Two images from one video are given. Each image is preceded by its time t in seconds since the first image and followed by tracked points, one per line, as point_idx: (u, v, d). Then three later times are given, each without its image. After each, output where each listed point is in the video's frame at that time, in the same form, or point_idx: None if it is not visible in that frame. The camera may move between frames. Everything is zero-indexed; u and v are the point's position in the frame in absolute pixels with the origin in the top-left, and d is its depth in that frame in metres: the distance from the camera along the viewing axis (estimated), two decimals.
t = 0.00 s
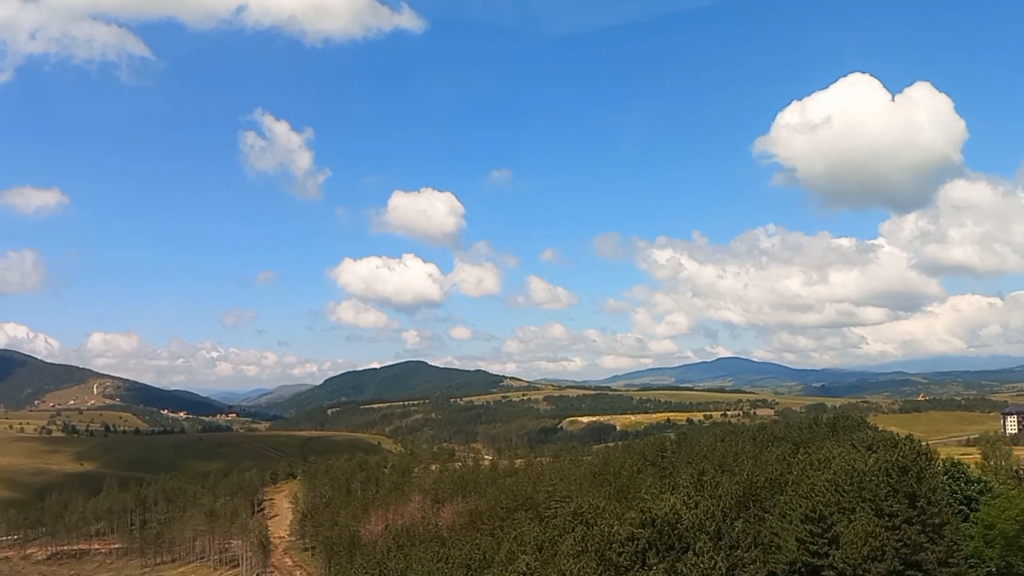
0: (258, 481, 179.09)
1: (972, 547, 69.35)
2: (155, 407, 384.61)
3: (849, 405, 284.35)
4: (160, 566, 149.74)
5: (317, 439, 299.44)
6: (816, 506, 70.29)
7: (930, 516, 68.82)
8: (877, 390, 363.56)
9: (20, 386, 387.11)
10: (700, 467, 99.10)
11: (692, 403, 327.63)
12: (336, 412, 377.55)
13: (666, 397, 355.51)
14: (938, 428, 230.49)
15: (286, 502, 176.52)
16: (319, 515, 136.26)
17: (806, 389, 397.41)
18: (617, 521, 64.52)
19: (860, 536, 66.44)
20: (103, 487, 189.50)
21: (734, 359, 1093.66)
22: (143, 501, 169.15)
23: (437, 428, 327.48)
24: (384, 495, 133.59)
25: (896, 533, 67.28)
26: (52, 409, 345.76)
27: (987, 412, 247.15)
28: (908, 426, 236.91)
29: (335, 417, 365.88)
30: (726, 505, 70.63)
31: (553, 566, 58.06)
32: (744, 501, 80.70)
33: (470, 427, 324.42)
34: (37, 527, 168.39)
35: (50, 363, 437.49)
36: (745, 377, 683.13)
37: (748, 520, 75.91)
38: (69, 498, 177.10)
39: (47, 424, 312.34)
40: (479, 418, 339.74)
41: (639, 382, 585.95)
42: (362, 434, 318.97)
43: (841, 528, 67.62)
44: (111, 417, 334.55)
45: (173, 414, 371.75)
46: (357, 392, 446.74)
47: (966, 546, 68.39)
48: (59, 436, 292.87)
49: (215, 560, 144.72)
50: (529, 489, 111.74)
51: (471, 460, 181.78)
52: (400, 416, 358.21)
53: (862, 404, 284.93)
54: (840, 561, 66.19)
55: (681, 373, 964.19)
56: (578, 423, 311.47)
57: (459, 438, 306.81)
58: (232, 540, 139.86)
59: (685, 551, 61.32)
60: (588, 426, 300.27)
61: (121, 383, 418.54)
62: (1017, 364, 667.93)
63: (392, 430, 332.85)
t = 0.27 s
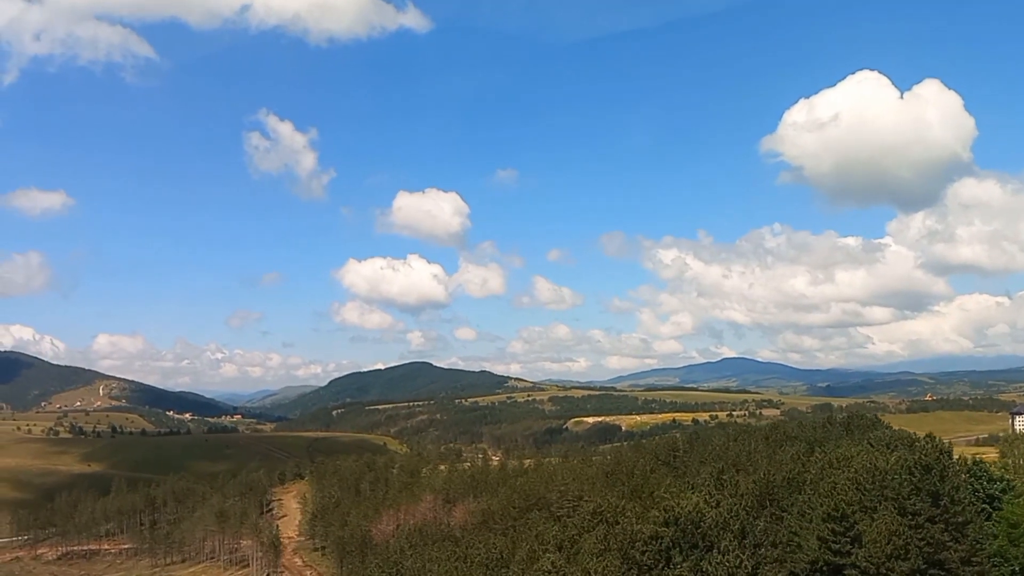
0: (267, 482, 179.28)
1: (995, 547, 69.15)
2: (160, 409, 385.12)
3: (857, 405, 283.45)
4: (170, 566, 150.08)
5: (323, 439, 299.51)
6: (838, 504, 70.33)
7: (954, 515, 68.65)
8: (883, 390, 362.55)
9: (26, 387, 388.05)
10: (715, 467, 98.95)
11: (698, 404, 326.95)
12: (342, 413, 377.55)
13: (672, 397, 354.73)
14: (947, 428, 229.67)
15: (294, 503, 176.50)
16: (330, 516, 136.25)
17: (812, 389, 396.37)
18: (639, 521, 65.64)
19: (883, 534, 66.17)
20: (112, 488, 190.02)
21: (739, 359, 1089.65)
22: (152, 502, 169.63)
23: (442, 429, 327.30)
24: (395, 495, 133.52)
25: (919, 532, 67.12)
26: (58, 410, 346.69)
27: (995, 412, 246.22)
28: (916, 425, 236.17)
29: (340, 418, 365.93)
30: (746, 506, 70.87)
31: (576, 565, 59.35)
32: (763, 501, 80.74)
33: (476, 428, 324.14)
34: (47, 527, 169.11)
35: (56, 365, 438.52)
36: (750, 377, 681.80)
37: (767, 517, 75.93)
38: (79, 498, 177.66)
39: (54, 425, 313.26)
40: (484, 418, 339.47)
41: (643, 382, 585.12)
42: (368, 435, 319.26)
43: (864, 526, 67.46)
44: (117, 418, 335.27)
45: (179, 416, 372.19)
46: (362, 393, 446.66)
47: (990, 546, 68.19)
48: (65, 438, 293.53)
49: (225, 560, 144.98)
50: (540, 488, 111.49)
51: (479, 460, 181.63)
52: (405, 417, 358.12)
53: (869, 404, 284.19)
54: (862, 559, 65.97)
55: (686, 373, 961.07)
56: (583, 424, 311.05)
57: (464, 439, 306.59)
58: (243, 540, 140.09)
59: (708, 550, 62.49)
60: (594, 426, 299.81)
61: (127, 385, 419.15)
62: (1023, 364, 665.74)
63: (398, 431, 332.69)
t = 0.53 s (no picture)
0: (277, 482, 178.52)
1: None
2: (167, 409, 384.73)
3: (868, 404, 281.26)
4: (182, 567, 149.56)
5: (330, 440, 298.59)
6: (865, 503, 68.89)
7: (985, 513, 67.16)
8: (894, 389, 360.15)
9: (33, 388, 387.96)
10: (734, 465, 97.24)
11: (707, 403, 325.02)
12: (348, 413, 376.60)
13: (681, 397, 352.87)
14: (961, 427, 227.47)
15: (304, 503, 175.49)
16: (342, 516, 135.04)
17: (821, 389, 394.04)
18: (667, 519, 63.67)
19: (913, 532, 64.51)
20: (121, 488, 189.58)
21: (747, 359, 1084.88)
22: (162, 502, 169.61)
23: (450, 429, 326.04)
24: (409, 495, 132.39)
25: (949, 530, 65.63)
26: (65, 411, 346.73)
27: (1009, 412, 243.93)
28: (929, 425, 234.13)
29: (347, 418, 365.02)
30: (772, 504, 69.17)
31: (604, 565, 57.31)
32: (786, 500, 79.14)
33: (483, 428, 322.78)
34: (58, 528, 168.70)
35: (63, 366, 438.61)
36: (757, 377, 679.27)
37: (791, 517, 74.29)
38: (89, 500, 177.27)
39: (61, 426, 313.37)
40: (492, 419, 338.10)
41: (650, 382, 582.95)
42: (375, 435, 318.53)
43: (893, 524, 65.87)
44: (124, 419, 335.10)
45: (186, 416, 371.67)
46: (368, 393, 445.47)
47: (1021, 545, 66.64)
48: (73, 439, 293.22)
49: (238, 560, 144.47)
50: (556, 488, 109.71)
51: (491, 460, 180.46)
52: (412, 417, 356.98)
53: (881, 403, 282.00)
54: (892, 558, 64.33)
55: (694, 373, 957.31)
56: (592, 424, 309.49)
57: (472, 439, 305.33)
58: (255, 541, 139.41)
59: (738, 549, 60.28)
60: (602, 427, 298.19)
61: (133, 386, 419.00)
62: None
63: (405, 431, 331.44)
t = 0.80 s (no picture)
0: (287, 482, 177.62)
1: None
2: (174, 410, 384.29)
3: (880, 403, 279.23)
4: (194, 568, 149.05)
5: (338, 440, 297.57)
6: (895, 503, 66.67)
7: (1017, 513, 65.21)
8: (904, 389, 357.75)
9: (39, 389, 387.75)
10: (752, 466, 94.80)
11: (717, 403, 323.18)
12: (355, 413, 375.48)
13: (689, 397, 351.14)
14: (975, 427, 225.28)
15: (314, 504, 174.25)
16: (354, 517, 133.66)
17: (831, 389, 391.67)
18: (695, 519, 61.10)
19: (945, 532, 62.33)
20: (131, 489, 188.95)
21: (754, 359, 1081.11)
22: (173, 503, 169.80)
23: (457, 429, 324.60)
24: (422, 495, 130.97)
25: (983, 530, 63.47)
26: (72, 411, 346.64)
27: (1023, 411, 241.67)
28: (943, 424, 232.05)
29: (354, 418, 363.97)
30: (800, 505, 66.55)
31: (636, 566, 54.87)
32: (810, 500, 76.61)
33: (491, 429, 321.28)
34: (67, 529, 168.31)
35: (69, 367, 438.31)
36: (764, 377, 677.39)
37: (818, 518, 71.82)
38: (98, 501, 176.50)
39: (68, 427, 313.40)
40: (500, 419, 336.44)
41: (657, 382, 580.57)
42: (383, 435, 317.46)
43: (925, 524, 63.56)
44: (131, 419, 334.79)
45: (193, 417, 371.00)
46: (374, 394, 444.34)
47: None
48: (80, 439, 292.70)
49: (250, 560, 144.05)
50: (571, 487, 107.95)
51: (502, 460, 179.21)
52: (419, 417, 355.77)
53: (893, 402, 279.91)
54: (925, 559, 62.04)
55: (700, 373, 954.02)
56: (601, 424, 307.57)
57: (480, 439, 304.03)
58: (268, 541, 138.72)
59: (771, 549, 57.45)
60: (611, 427, 296.50)
61: (140, 386, 418.61)
62: None
63: (412, 431, 330.13)
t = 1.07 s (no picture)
0: (296, 483, 176.41)
1: None
2: (180, 411, 383.57)
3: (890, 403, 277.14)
4: (204, 570, 148.47)
5: (345, 440, 296.35)
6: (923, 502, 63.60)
7: None
8: (913, 389, 355.52)
9: (45, 390, 387.28)
10: (769, 467, 91.79)
11: (725, 403, 321.23)
12: (361, 414, 374.26)
13: (697, 397, 349.23)
14: (988, 427, 223.02)
15: (325, 504, 173.84)
16: (365, 518, 132.63)
17: (839, 389, 389.35)
18: (721, 519, 57.67)
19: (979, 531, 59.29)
20: (139, 490, 188.09)
21: (760, 359, 1078.25)
22: (183, 503, 170.75)
23: (464, 430, 322.97)
24: (434, 496, 129.45)
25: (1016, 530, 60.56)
26: (78, 412, 345.94)
27: None
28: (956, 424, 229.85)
29: (360, 419, 362.76)
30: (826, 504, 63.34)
31: (665, 565, 51.28)
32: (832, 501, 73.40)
33: (498, 429, 319.63)
34: (76, 530, 167.73)
35: (75, 368, 437.80)
36: (771, 377, 675.04)
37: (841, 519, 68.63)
38: (106, 502, 175.44)
39: (75, 428, 313.01)
40: (506, 419, 334.64)
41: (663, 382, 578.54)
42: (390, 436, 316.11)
43: (956, 524, 60.52)
44: (137, 420, 334.15)
45: (199, 418, 370.17)
46: (380, 394, 443.16)
47: None
48: (87, 440, 291.98)
49: (261, 562, 143.87)
50: (586, 487, 106.00)
51: (512, 460, 177.75)
52: (426, 417, 354.36)
53: (903, 402, 277.96)
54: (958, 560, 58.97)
55: (706, 373, 951.45)
56: (608, 424, 305.43)
57: (487, 440, 302.47)
58: (280, 542, 137.93)
59: (801, 549, 54.08)
60: (619, 427, 294.57)
61: (146, 387, 417.99)
62: None
63: (419, 432, 328.75)
